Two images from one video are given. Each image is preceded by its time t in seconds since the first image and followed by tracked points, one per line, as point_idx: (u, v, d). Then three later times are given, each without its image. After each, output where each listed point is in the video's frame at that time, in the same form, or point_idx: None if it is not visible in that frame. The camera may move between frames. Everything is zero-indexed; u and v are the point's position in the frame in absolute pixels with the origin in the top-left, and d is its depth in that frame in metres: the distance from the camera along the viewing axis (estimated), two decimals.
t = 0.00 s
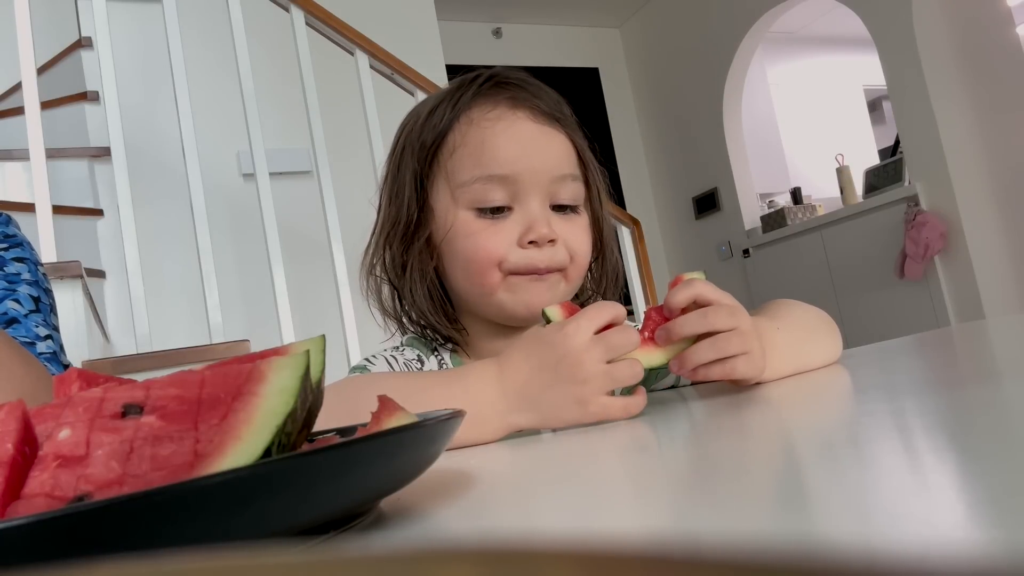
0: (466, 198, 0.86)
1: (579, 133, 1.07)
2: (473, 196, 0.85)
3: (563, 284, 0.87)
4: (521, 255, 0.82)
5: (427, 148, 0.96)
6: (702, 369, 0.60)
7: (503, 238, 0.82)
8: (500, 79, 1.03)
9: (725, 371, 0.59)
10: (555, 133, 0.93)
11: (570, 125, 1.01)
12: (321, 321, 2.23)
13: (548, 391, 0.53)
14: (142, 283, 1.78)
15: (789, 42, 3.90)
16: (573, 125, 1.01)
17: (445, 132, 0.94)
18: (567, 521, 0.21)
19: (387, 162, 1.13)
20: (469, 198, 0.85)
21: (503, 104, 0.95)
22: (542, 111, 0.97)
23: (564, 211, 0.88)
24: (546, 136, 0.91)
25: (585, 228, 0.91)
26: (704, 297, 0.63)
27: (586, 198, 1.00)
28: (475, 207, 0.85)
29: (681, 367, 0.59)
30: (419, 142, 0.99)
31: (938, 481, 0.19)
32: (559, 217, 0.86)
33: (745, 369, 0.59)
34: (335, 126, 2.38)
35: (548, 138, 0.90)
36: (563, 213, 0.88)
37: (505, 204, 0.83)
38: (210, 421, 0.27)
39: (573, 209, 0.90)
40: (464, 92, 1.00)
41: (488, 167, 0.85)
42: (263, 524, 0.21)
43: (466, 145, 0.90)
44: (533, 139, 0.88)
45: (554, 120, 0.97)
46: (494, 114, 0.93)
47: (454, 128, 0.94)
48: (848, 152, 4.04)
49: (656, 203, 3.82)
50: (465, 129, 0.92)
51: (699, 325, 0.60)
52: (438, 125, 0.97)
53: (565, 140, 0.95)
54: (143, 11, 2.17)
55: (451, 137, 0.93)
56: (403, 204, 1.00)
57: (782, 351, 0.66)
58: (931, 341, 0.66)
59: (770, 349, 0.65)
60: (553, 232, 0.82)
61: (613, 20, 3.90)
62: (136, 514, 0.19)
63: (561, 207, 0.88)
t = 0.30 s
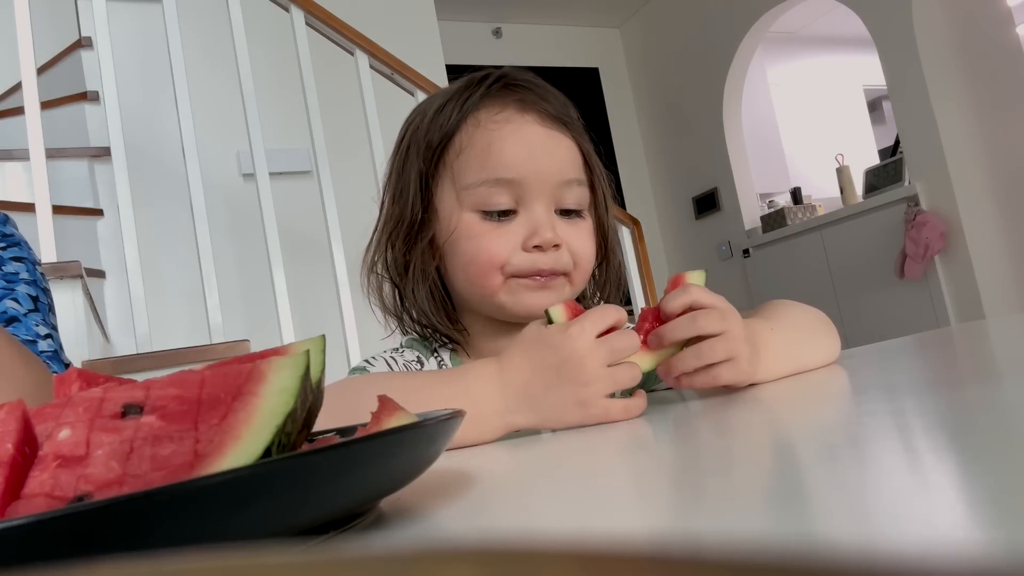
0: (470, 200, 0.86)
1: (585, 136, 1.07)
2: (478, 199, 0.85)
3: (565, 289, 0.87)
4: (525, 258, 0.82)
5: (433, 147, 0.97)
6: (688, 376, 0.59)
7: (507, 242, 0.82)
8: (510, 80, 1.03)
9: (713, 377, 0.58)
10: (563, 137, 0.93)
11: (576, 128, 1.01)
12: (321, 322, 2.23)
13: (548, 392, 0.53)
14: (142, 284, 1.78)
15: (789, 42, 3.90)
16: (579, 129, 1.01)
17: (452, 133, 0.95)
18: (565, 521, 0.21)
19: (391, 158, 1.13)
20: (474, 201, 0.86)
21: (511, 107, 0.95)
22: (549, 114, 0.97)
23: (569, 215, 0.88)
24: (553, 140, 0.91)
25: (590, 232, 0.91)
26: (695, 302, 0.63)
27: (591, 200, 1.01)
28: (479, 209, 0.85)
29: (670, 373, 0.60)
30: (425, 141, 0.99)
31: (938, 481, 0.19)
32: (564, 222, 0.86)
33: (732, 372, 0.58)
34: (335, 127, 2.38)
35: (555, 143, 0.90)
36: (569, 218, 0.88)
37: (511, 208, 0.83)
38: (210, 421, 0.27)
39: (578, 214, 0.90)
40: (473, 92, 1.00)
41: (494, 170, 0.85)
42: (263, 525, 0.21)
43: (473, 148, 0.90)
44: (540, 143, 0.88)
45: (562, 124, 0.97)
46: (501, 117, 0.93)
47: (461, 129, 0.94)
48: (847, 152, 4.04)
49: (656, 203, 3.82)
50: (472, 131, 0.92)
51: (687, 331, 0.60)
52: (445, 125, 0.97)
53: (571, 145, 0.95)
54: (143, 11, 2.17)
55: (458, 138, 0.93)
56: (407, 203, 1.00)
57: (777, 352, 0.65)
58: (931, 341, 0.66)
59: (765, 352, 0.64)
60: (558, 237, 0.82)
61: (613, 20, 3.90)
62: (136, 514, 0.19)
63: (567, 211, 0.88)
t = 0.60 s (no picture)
0: (470, 203, 0.86)
1: (586, 140, 1.07)
2: (478, 201, 0.85)
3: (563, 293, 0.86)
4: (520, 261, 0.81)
5: (436, 148, 0.97)
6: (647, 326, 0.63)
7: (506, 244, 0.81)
8: (513, 84, 1.03)
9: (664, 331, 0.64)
10: (563, 142, 0.93)
11: (577, 132, 1.01)
12: (321, 322, 2.23)
13: (531, 343, 0.56)
14: (142, 284, 1.78)
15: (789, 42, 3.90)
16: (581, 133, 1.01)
17: (455, 134, 0.95)
18: (563, 521, 0.21)
19: (397, 157, 1.13)
20: (474, 203, 0.85)
21: (513, 111, 0.95)
22: (550, 119, 0.97)
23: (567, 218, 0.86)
24: (553, 145, 0.90)
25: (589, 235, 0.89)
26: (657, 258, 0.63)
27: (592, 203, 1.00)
28: (479, 211, 0.85)
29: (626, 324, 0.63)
30: (430, 143, 0.99)
31: (938, 481, 0.19)
32: (563, 225, 0.84)
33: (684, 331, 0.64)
34: (335, 127, 2.37)
35: (555, 147, 0.89)
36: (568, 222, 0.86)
37: (509, 210, 0.82)
38: (210, 421, 0.27)
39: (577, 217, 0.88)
40: (477, 96, 1.00)
41: (494, 173, 0.85)
42: (264, 525, 0.21)
43: (474, 150, 0.90)
44: (539, 147, 0.87)
45: (563, 129, 0.96)
46: (502, 120, 0.93)
47: (464, 131, 0.94)
48: (847, 152, 4.04)
49: (656, 203, 3.82)
50: (474, 134, 0.93)
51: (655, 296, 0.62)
52: (449, 126, 0.97)
53: (571, 149, 0.94)
54: (143, 12, 2.17)
55: (460, 140, 0.93)
56: (411, 202, 1.00)
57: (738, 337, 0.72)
58: (930, 341, 0.66)
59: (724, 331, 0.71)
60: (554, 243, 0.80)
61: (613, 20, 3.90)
62: (135, 515, 0.19)
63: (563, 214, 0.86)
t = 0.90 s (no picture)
0: (470, 188, 0.86)
1: (587, 135, 1.06)
2: (478, 187, 0.85)
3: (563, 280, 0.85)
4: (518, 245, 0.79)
5: (439, 142, 0.98)
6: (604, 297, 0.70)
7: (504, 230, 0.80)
8: (513, 79, 1.04)
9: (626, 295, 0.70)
10: (562, 132, 0.93)
11: (577, 125, 1.01)
12: (321, 321, 2.23)
13: (510, 286, 0.64)
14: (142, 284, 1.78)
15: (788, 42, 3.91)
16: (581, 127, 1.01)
17: (457, 127, 0.96)
18: (563, 520, 0.21)
19: (404, 157, 1.14)
20: (474, 189, 0.86)
21: (512, 102, 0.96)
22: (550, 111, 0.97)
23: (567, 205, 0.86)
24: (551, 134, 0.91)
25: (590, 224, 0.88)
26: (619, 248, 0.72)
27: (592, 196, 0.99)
28: (479, 198, 0.85)
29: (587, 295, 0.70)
30: (433, 138, 1.01)
31: (938, 482, 0.19)
32: (563, 214, 0.84)
33: (644, 291, 0.70)
34: (335, 127, 2.37)
35: (553, 135, 0.90)
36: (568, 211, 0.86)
37: (508, 195, 0.82)
38: (210, 422, 0.27)
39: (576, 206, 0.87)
40: (477, 92, 1.01)
41: (494, 159, 0.85)
42: (264, 525, 0.21)
43: (474, 138, 0.91)
44: (538, 135, 0.88)
45: (562, 120, 0.97)
46: (502, 111, 0.93)
47: (466, 122, 0.95)
48: (847, 152, 4.04)
49: (655, 203, 3.82)
50: (475, 123, 0.93)
51: (610, 263, 0.70)
52: (451, 121, 0.99)
53: (570, 139, 0.94)
54: (143, 12, 2.17)
55: (461, 132, 0.94)
56: (415, 196, 1.01)
57: (723, 327, 0.76)
58: (930, 341, 0.66)
59: (709, 318, 0.75)
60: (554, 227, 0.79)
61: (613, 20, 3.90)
62: (136, 514, 0.19)
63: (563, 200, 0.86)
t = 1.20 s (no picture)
0: (454, 185, 0.87)
1: (572, 130, 1.07)
2: (463, 181, 0.86)
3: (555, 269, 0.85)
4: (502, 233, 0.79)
5: (424, 146, 0.99)
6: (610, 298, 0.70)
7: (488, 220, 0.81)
8: (493, 80, 1.05)
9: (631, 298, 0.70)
10: (543, 125, 0.94)
11: (560, 119, 1.02)
12: (321, 321, 2.24)
13: (513, 299, 0.63)
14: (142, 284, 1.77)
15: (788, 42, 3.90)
16: (564, 120, 1.02)
17: (440, 128, 0.97)
18: (557, 524, 0.21)
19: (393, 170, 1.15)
20: (459, 184, 0.87)
21: (493, 98, 0.97)
22: (531, 105, 0.98)
23: (553, 194, 0.87)
24: (533, 127, 0.92)
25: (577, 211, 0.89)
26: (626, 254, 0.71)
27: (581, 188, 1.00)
28: (464, 192, 0.86)
29: (591, 296, 0.70)
30: (419, 144, 1.02)
31: (938, 481, 0.19)
32: (548, 203, 0.84)
33: (650, 296, 0.70)
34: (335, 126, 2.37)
35: (533, 127, 0.91)
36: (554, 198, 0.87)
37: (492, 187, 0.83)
38: (210, 421, 0.27)
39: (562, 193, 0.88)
40: (458, 96, 1.02)
41: (475, 153, 0.86)
42: (265, 525, 0.21)
43: (456, 135, 0.92)
44: (518, 129, 0.89)
45: (546, 113, 0.97)
46: (482, 107, 0.95)
47: (448, 123, 0.96)
48: (847, 152, 4.05)
49: (655, 203, 3.82)
50: (457, 122, 0.95)
51: (615, 267, 0.70)
52: (434, 125, 1.00)
53: (553, 132, 0.95)
54: (142, 12, 2.17)
55: (443, 132, 0.96)
56: (404, 202, 1.02)
57: (724, 328, 0.76)
58: (930, 341, 0.66)
59: (708, 321, 0.75)
60: (538, 213, 0.80)
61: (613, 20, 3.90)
62: (137, 513, 0.19)
63: (548, 189, 0.86)
